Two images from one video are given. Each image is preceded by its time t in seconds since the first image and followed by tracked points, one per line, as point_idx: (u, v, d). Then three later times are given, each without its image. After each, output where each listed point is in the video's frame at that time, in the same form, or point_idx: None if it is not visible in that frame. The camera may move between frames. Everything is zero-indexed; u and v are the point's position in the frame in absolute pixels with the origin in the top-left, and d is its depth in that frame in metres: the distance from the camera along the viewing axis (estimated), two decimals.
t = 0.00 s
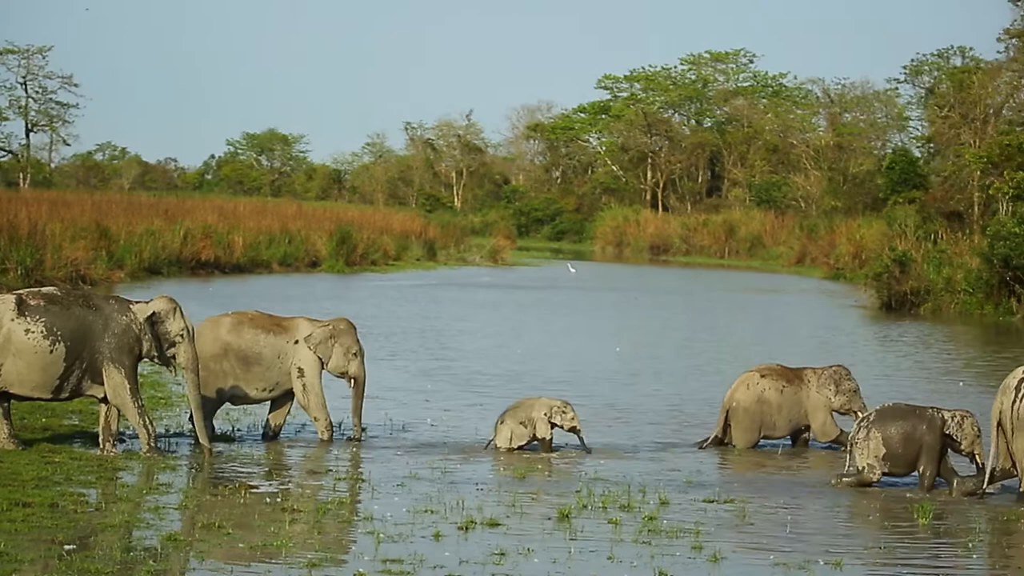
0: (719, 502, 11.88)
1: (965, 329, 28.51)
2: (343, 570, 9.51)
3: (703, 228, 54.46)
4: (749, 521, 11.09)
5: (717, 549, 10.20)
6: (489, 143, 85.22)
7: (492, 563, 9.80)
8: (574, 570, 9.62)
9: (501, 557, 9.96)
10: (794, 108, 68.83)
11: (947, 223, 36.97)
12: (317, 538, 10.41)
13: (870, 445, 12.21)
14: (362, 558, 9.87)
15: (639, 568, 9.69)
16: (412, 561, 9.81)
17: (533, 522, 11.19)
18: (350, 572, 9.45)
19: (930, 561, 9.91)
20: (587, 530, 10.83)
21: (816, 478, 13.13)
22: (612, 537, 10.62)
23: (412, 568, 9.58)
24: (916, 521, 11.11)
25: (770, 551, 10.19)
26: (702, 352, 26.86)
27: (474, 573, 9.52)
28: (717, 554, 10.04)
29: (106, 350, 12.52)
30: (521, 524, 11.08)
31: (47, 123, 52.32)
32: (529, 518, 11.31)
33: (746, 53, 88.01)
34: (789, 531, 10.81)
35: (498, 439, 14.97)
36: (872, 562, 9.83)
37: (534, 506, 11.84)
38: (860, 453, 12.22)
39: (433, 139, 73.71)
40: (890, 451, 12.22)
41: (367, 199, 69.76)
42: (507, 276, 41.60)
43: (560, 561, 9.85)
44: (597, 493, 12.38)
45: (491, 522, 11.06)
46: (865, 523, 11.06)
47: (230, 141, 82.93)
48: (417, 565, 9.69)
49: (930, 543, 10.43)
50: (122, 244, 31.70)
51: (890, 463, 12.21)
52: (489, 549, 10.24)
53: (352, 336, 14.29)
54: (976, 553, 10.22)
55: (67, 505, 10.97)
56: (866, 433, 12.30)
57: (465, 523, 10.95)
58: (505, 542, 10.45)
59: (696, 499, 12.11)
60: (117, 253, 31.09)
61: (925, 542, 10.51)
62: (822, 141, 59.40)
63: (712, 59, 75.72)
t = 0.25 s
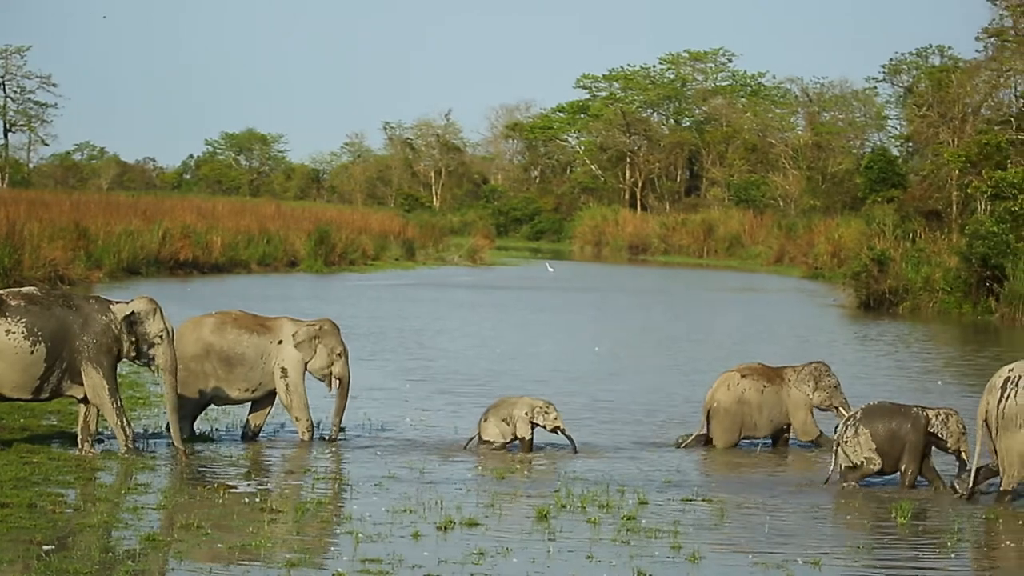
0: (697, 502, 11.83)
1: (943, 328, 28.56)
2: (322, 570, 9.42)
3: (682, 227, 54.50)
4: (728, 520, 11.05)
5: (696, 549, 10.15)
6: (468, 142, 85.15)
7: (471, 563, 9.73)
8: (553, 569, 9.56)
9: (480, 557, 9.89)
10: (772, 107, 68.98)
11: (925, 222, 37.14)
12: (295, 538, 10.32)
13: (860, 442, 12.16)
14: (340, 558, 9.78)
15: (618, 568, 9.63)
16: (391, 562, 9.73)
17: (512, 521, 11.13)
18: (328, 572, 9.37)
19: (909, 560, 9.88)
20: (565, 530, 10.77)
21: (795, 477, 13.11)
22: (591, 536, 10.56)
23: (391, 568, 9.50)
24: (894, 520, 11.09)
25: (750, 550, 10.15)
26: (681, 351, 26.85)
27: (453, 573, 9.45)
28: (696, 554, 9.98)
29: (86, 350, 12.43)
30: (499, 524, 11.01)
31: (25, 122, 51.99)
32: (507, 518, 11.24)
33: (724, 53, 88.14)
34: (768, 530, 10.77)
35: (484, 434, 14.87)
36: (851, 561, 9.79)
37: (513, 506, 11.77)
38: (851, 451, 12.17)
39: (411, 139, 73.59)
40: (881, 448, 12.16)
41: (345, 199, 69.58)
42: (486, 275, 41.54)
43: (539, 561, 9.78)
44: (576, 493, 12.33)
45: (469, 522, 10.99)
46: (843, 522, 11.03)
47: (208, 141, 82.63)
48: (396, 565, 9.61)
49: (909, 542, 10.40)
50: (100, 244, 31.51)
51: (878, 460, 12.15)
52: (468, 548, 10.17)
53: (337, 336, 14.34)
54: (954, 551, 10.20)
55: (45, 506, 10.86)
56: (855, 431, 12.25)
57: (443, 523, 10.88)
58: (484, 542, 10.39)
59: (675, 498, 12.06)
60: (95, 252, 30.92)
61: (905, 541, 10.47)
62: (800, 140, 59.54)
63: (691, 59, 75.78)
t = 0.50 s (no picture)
0: (673, 500, 11.79)
1: (919, 326, 28.60)
2: (297, 570, 9.35)
3: (658, 226, 54.50)
4: (704, 519, 11.01)
5: (672, 548, 10.10)
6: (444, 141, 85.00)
7: (446, 562, 9.67)
8: (530, 569, 9.51)
9: (455, 556, 9.83)
10: (747, 107, 69.11)
11: (901, 220, 37.25)
12: (270, 538, 10.23)
13: (846, 443, 12.13)
14: (315, 558, 9.70)
15: (593, 567, 9.58)
16: (366, 561, 9.66)
17: (487, 521, 11.06)
18: (303, 572, 9.30)
19: (885, 557, 9.85)
20: (540, 529, 10.72)
21: (770, 476, 13.08)
22: (566, 535, 10.51)
23: (366, 568, 9.43)
24: (870, 517, 11.05)
25: (726, 548, 10.11)
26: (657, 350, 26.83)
27: (429, 572, 9.38)
28: (671, 552, 9.94)
29: (63, 349, 12.44)
30: (474, 523, 10.95)
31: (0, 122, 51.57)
32: (482, 517, 11.18)
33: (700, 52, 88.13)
34: (743, 528, 10.73)
35: (462, 429, 14.80)
36: (828, 559, 9.76)
37: (487, 505, 11.71)
38: (837, 453, 12.13)
39: (386, 138, 73.41)
40: (867, 447, 12.14)
41: (321, 198, 69.35)
42: (462, 275, 41.45)
43: (515, 561, 9.73)
44: (551, 492, 12.27)
45: (445, 521, 10.92)
46: (819, 521, 11.00)
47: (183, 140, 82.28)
48: (371, 565, 9.55)
49: (885, 540, 10.38)
50: (75, 244, 31.31)
51: (864, 459, 12.14)
52: (443, 548, 10.11)
53: (319, 336, 14.29)
54: (929, 549, 10.17)
55: (19, 506, 10.76)
56: (839, 430, 12.21)
57: (418, 523, 10.80)
58: (460, 541, 10.32)
59: (650, 497, 12.03)
60: (69, 252, 30.73)
61: (880, 538, 10.44)
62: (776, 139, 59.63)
63: (666, 58, 75.77)
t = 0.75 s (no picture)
0: (651, 500, 11.77)
1: (897, 325, 28.68)
2: (276, 570, 9.30)
3: (636, 225, 54.53)
4: (683, 519, 10.99)
5: (651, 547, 10.07)
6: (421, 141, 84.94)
7: (425, 562, 9.62)
8: (509, 568, 9.48)
9: (434, 555, 9.79)
10: (725, 106, 69.28)
11: (877, 219, 37.41)
12: (250, 538, 10.17)
13: (829, 441, 12.07)
14: (296, 557, 9.65)
15: (573, 566, 9.55)
16: (345, 561, 9.61)
17: (466, 520, 11.02)
18: (283, 571, 9.25)
19: (864, 555, 9.85)
20: (519, 528, 10.68)
21: (749, 474, 13.07)
22: (546, 534, 10.48)
23: (345, 568, 9.38)
24: (847, 517, 11.01)
25: (705, 548, 10.08)
26: (635, 349, 26.85)
27: (408, 572, 9.34)
28: (651, 551, 9.92)
29: (40, 349, 12.40)
30: (453, 523, 10.91)
31: None
32: (462, 517, 11.14)
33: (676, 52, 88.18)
34: (723, 527, 10.72)
35: (439, 429, 14.76)
36: (807, 559, 9.75)
37: (467, 504, 11.67)
38: (820, 451, 12.08)
39: (364, 138, 73.28)
40: (850, 446, 12.10)
41: (299, 198, 69.21)
42: (440, 274, 41.41)
43: (494, 560, 9.68)
44: (529, 491, 12.25)
45: (424, 520, 10.88)
46: (797, 520, 10.99)
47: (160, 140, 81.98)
48: (351, 565, 9.50)
49: (862, 538, 10.37)
50: (53, 244, 31.15)
51: (848, 461, 12.10)
52: (422, 547, 10.07)
53: (302, 335, 14.22)
54: (907, 547, 10.14)
55: None
56: (824, 431, 12.15)
57: (398, 522, 10.76)
58: (438, 541, 10.28)
59: (629, 496, 12.02)
60: (47, 253, 30.57)
61: (859, 536, 10.44)
62: (754, 138, 59.80)
63: (644, 57, 75.83)
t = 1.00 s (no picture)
0: (631, 499, 11.73)
1: (875, 324, 28.73)
2: (255, 570, 9.23)
3: (615, 224, 54.54)
4: (663, 518, 10.95)
5: (631, 546, 10.04)
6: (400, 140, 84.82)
7: (405, 561, 9.57)
8: (490, 568, 9.43)
9: (414, 555, 9.73)
10: (704, 104, 69.35)
11: (856, 218, 37.53)
12: (229, 538, 10.10)
13: (817, 442, 12.06)
14: (275, 558, 9.58)
15: (552, 565, 9.50)
16: (325, 561, 9.55)
17: (445, 519, 10.97)
18: (262, 571, 9.18)
19: (844, 554, 9.82)
20: (499, 527, 10.63)
21: (730, 473, 13.04)
22: (525, 533, 10.43)
23: (325, 568, 9.32)
24: (827, 515, 10.96)
25: (685, 547, 10.05)
26: (614, 348, 26.82)
27: (388, 572, 9.29)
28: (631, 551, 9.87)
29: (20, 348, 12.30)
30: (433, 522, 10.85)
31: None
32: (441, 516, 11.08)
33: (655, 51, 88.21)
34: (702, 527, 10.69)
35: (420, 432, 14.72)
36: (786, 558, 9.72)
37: (445, 504, 11.61)
38: (808, 452, 12.06)
39: (343, 137, 73.13)
40: (837, 445, 12.09)
41: (277, 197, 69.04)
42: (419, 274, 41.34)
43: (474, 560, 9.64)
44: (509, 491, 12.20)
45: (403, 520, 10.82)
46: (777, 518, 10.97)
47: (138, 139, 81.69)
48: (330, 565, 9.44)
49: (842, 536, 10.35)
50: (32, 244, 30.96)
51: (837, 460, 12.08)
52: (402, 547, 10.01)
53: (283, 334, 14.16)
54: (887, 545, 10.12)
55: None
56: (811, 431, 12.14)
57: (377, 521, 10.70)
58: (418, 540, 10.23)
59: (609, 495, 11.97)
60: (25, 253, 30.38)
61: (839, 535, 10.41)
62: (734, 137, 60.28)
63: (622, 56, 75.86)
